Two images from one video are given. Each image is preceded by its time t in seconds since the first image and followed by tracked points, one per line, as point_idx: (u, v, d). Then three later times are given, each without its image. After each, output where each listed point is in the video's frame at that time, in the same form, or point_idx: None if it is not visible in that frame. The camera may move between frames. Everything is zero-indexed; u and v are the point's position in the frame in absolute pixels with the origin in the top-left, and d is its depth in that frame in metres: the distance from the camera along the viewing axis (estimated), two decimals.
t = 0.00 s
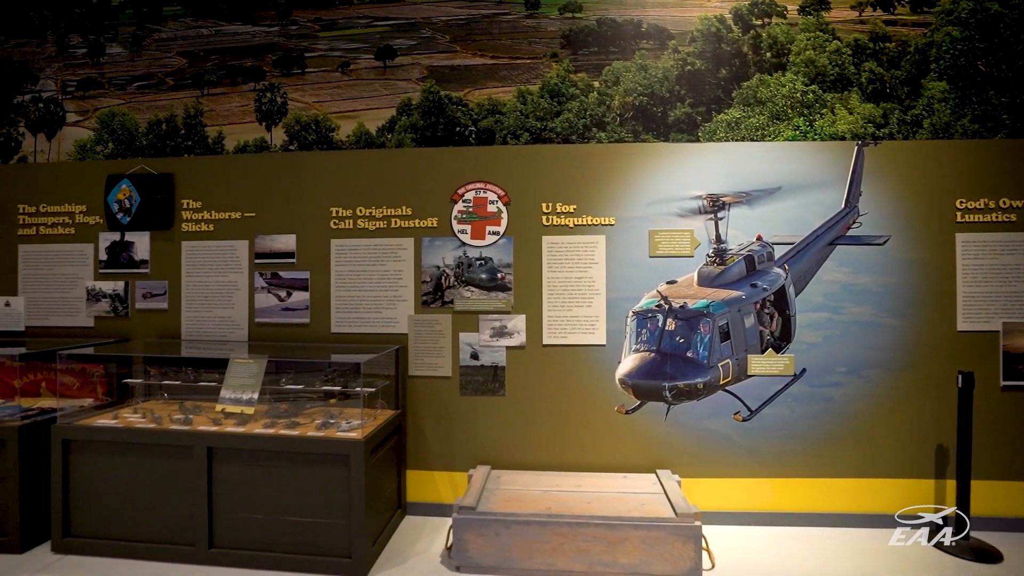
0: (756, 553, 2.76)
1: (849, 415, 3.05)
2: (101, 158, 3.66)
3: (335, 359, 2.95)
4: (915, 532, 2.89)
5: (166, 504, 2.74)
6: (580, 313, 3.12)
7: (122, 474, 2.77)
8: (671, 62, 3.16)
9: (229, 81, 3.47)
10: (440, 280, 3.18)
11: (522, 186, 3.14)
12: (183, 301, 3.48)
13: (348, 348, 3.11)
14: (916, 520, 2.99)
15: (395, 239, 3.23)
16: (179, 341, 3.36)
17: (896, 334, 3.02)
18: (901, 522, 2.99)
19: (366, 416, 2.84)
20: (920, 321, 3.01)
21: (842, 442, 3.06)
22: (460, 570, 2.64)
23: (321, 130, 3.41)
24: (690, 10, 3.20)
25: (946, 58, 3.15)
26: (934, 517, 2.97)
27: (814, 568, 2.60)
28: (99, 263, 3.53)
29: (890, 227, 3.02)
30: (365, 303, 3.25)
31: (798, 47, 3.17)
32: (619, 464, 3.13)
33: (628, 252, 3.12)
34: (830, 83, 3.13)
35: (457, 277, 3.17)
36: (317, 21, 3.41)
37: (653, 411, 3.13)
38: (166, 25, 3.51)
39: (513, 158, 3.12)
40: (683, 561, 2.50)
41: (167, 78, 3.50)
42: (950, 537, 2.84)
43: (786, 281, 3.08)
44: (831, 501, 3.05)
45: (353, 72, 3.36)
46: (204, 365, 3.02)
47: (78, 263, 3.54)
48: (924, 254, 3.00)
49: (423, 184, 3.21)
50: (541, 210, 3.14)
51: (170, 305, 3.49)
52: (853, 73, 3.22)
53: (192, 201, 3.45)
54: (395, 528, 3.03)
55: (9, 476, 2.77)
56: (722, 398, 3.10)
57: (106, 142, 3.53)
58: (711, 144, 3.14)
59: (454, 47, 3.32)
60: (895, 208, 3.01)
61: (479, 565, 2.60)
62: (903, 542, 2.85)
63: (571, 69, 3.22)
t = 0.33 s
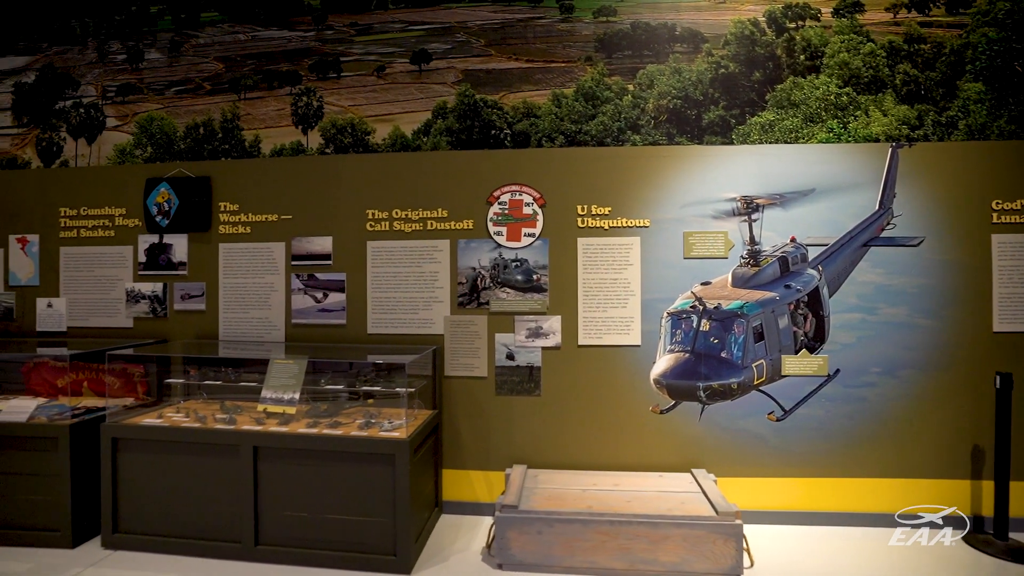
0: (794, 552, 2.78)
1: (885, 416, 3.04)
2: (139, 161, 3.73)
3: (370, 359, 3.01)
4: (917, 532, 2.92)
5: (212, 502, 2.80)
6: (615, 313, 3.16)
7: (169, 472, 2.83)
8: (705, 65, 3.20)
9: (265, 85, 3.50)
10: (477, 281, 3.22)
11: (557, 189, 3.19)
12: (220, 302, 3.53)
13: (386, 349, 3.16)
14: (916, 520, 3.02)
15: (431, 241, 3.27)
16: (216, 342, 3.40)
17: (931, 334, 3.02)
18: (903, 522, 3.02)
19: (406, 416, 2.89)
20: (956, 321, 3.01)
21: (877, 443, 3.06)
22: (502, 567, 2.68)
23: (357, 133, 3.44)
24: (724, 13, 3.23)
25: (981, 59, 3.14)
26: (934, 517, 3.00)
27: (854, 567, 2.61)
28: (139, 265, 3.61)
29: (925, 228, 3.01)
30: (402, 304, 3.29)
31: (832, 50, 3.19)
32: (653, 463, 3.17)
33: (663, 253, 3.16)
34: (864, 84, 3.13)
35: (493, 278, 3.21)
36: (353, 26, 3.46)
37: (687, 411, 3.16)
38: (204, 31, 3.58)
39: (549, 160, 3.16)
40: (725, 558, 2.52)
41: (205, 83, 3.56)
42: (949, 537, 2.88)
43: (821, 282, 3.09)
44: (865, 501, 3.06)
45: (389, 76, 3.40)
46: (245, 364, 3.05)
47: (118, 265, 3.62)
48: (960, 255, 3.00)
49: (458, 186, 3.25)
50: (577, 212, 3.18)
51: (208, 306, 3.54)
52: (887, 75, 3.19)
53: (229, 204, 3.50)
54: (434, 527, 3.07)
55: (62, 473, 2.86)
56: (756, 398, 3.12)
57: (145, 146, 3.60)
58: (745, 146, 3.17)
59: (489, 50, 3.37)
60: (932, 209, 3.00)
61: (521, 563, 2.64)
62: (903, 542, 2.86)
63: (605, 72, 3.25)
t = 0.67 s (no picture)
0: (822, 550, 2.79)
1: (909, 415, 3.07)
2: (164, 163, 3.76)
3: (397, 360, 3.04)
4: (918, 532, 2.93)
5: (245, 501, 2.82)
6: (641, 314, 3.19)
7: (202, 472, 2.85)
8: (730, 68, 3.23)
9: (291, 87, 3.53)
10: (503, 281, 3.25)
11: (584, 190, 3.21)
12: (246, 303, 3.54)
13: (414, 349, 3.18)
14: (916, 520, 3.04)
15: (457, 242, 3.29)
16: (242, 343, 3.42)
17: (955, 334, 3.04)
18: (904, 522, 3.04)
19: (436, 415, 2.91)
20: (981, 321, 3.03)
21: (902, 442, 3.07)
22: (534, 566, 2.70)
23: (384, 135, 3.47)
24: (749, 16, 3.26)
25: (1007, 61, 3.15)
26: (934, 517, 3.03)
27: (883, 566, 2.63)
28: (164, 266, 3.63)
29: (949, 229, 3.03)
30: (428, 304, 3.31)
31: (857, 52, 3.21)
32: (679, 463, 3.19)
33: (689, 254, 3.19)
34: (890, 86, 3.15)
35: (520, 279, 3.24)
36: (379, 28, 3.48)
37: (713, 411, 3.18)
38: (230, 33, 3.62)
39: (576, 162, 3.19)
40: (756, 557, 2.54)
41: (231, 85, 3.59)
42: (949, 537, 2.90)
43: (846, 282, 3.10)
44: (888, 500, 3.08)
45: (415, 78, 3.43)
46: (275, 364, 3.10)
47: (144, 266, 3.65)
48: (985, 256, 3.02)
49: (485, 187, 3.27)
50: (603, 213, 3.21)
51: (234, 307, 3.56)
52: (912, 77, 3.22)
53: (254, 205, 3.52)
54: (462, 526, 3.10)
55: (95, 472, 2.89)
56: (781, 397, 3.14)
57: (171, 148, 3.62)
58: (770, 148, 3.20)
59: (516, 53, 3.40)
60: (957, 209, 3.02)
61: (553, 561, 2.66)
62: (904, 542, 2.88)
63: (631, 75, 3.28)
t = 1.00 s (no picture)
0: (849, 549, 2.79)
1: (934, 413, 3.07)
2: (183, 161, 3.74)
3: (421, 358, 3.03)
4: (918, 532, 2.92)
5: (270, 501, 2.80)
6: (665, 312, 3.19)
7: (227, 472, 2.84)
8: (755, 66, 3.23)
9: (311, 85, 3.52)
10: (527, 280, 3.24)
11: (608, 188, 3.21)
12: (266, 302, 3.52)
13: (437, 348, 3.16)
14: (916, 520, 3.05)
15: (480, 240, 3.28)
16: (262, 342, 3.40)
17: (980, 333, 3.04)
18: (904, 522, 3.06)
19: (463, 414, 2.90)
20: (1006, 320, 3.03)
21: (928, 441, 3.07)
22: (563, 565, 2.69)
23: (405, 132, 3.45)
24: (772, 14, 3.26)
25: None
26: (934, 517, 3.04)
27: (911, 563, 2.63)
28: (184, 264, 3.61)
29: (975, 227, 3.02)
30: (451, 302, 3.30)
31: (882, 49, 3.21)
32: (704, 462, 3.19)
33: (713, 252, 3.19)
34: (915, 84, 3.14)
35: (544, 277, 3.23)
36: (400, 26, 3.47)
37: (737, 409, 3.18)
38: (250, 31, 3.61)
39: (599, 161, 3.19)
40: (787, 555, 2.53)
41: (250, 83, 3.58)
42: (949, 537, 2.90)
43: (870, 281, 3.09)
44: (908, 499, 3.08)
45: (437, 76, 3.42)
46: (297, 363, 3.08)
47: (163, 265, 3.63)
48: (1010, 254, 3.01)
49: (508, 185, 3.27)
50: (627, 211, 3.21)
51: (254, 306, 3.54)
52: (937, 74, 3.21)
53: (274, 203, 3.49)
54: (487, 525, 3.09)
55: (120, 471, 2.88)
56: (806, 396, 3.13)
57: (190, 146, 3.61)
58: (795, 145, 3.19)
59: (538, 51, 3.39)
60: (982, 208, 3.02)
61: (582, 560, 2.66)
62: (904, 542, 2.86)
63: (655, 73, 3.27)
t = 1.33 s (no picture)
0: (882, 551, 2.77)
1: (963, 414, 3.05)
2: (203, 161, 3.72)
3: (445, 359, 3.03)
4: (918, 533, 2.92)
5: (298, 504, 2.77)
6: (693, 313, 3.18)
7: (254, 475, 2.81)
8: (782, 66, 3.24)
9: (334, 84, 3.49)
10: (553, 280, 3.22)
11: (635, 189, 3.20)
12: (288, 303, 3.49)
13: (463, 350, 3.14)
14: (916, 520, 3.04)
15: (506, 240, 3.26)
16: (285, 343, 3.38)
17: (1009, 333, 3.02)
18: (905, 522, 3.05)
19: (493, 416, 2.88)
20: None
21: (957, 442, 3.06)
22: (595, 568, 2.68)
23: (429, 132, 3.43)
24: (800, 14, 3.30)
25: None
26: (934, 517, 3.03)
27: (946, 565, 2.61)
28: (204, 265, 3.58)
29: (1004, 228, 3.01)
30: (476, 303, 3.28)
31: (911, 49, 3.20)
32: (731, 463, 3.18)
33: (740, 253, 3.18)
34: (945, 83, 3.13)
35: (570, 278, 3.22)
36: (424, 24, 3.46)
37: (765, 411, 3.17)
38: (271, 29, 3.59)
39: (627, 161, 3.17)
40: (823, 559, 2.51)
41: (272, 82, 3.55)
42: (949, 537, 2.90)
43: (899, 281, 3.07)
44: (937, 500, 3.06)
45: (462, 75, 3.41)
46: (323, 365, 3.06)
47: (184, 265, 3.60)
48: None
49: (534, 185, 3.25)
50: (655, 212, 3.20)
51: (276, 307, 3.50)
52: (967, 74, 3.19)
53: (297, 203, 3.46)
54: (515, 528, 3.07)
55: (146, 474, 2.86)
56: (834, 397, 3.12)
57: (211, 145, 3.58)
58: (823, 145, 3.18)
59: (564, 50, 3.38)
60: (1012, 208, 3.01)
61: (615, 564, 2.64)
62: (904, 542, 2.86)
63: (682, 72, 3.27)
